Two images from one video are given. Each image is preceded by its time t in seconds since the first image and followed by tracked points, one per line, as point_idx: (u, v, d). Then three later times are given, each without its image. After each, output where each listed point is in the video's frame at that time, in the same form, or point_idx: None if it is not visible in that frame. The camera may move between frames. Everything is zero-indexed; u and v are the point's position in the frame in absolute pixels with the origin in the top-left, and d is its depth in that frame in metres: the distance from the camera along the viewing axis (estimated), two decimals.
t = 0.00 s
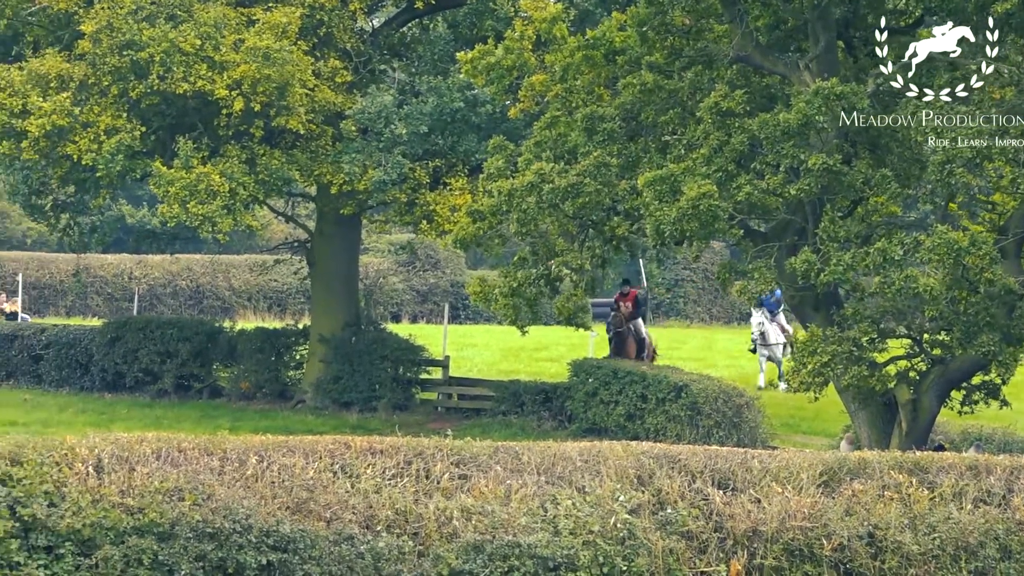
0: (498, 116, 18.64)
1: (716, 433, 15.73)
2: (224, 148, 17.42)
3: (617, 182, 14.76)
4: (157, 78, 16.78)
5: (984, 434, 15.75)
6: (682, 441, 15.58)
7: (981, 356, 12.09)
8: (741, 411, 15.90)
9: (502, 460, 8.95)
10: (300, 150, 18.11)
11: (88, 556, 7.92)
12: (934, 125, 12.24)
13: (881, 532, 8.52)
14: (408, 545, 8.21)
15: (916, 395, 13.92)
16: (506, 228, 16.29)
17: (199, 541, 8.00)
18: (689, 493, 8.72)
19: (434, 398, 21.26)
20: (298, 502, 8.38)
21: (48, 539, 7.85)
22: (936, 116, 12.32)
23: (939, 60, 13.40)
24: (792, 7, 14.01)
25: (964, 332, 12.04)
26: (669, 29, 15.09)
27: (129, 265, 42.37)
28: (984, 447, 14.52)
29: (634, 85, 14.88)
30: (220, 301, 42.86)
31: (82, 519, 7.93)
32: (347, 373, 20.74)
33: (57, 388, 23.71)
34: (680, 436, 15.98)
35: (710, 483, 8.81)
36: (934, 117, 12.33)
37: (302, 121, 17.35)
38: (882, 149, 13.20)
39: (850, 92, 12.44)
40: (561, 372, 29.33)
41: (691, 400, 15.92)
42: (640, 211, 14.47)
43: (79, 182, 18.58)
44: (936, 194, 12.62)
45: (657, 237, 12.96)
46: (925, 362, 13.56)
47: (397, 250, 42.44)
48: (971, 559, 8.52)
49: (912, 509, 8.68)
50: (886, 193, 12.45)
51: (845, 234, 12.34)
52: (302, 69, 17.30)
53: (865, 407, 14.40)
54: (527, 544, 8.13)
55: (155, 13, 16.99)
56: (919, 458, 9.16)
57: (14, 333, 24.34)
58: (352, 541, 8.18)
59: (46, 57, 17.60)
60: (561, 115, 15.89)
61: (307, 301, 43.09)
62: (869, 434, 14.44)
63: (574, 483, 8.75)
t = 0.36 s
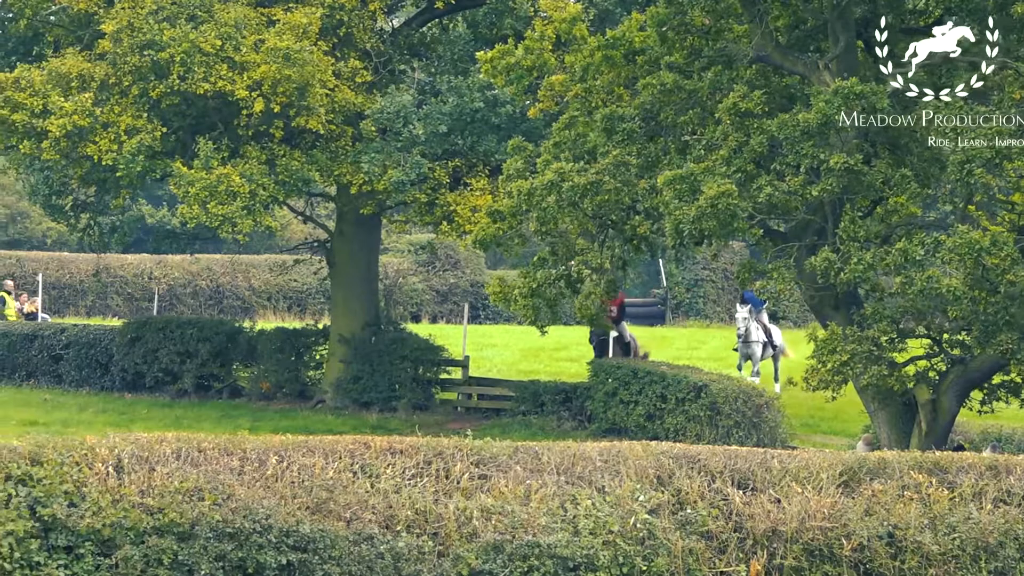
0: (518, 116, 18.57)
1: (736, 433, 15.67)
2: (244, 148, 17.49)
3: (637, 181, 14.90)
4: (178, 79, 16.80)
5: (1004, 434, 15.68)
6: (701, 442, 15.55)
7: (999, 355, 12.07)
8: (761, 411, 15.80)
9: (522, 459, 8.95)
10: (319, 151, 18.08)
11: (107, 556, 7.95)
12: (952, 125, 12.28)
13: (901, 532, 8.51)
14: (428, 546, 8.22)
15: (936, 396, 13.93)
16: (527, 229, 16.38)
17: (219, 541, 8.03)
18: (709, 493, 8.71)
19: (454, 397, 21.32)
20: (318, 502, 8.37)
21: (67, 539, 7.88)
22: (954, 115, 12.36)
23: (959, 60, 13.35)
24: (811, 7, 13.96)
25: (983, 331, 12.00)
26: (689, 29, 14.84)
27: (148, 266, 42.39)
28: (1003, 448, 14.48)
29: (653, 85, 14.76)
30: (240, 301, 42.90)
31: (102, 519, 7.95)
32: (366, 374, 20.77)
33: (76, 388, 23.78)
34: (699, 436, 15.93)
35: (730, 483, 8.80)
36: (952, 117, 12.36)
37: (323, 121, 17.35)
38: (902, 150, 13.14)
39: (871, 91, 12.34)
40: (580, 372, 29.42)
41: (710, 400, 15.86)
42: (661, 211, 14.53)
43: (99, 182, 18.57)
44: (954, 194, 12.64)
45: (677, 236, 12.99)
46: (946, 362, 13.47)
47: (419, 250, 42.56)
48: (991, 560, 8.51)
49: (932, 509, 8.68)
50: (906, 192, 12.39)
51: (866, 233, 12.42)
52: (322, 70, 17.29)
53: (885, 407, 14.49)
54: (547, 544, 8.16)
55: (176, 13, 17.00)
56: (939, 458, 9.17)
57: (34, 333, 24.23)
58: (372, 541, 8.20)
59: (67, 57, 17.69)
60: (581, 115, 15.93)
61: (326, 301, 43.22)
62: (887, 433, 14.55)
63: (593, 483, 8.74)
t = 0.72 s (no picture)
0: (532, 115, 18.51)
1: (750, 433, 15.62)
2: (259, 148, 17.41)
3: (652, 181, 14.80)
4: (193, 78, 16.83)
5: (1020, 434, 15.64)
6: (715, 442, 15.48)
7: (1015, 356, 12.08)
8: (775, 411, 15.91)
9: (536, 459, 8.95)
10: (334, 151, 18.05)
11: (122, 556, 7.95)
12: (967, 125, 12.18)
13: (916, 532, 8.51)
14: (442, 546, 8.21)
15: (951, 395, 13.88)
16: (542, 229, 16.40)
17: (234, 541, 8.02)
18: (723, 493, 8.71)
19: (468, 398, 21.21)
20: (332, 502, 8.37)
21: (82, 539, 7.89)
22: (969, 116, 12.23)
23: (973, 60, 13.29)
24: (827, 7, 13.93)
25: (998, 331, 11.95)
26: (702, 29, 14.83)
27: (165, 266, 42.48)
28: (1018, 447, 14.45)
29: (668, 86, 14.79)
30: (255, 301, 43.03)
31: (117, 518, 7.94)
32: (381, 375, 20.71)
33: (91, 387, 23.73)
34: (714, 436, 15.88)
35: (745, 483, 8.81)
36: (966, 118, 12.26)
37: (337, 122, 17.25)
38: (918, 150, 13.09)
39: (886, 91, 12.27)
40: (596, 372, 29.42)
41: (725, 399, 15.82)
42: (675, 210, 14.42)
43: (115, 182, 18.69)
44: (969, 194, 12.57)
45: (691, 234, 12.96)
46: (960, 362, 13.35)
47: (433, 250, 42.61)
48: (1005, 559, 8.50)
49: (946, 509, 8.68)
50: (920, 193, 12.36)
51: (879, 233, 12.45)
52: (337, 70, 17.24)
53: (900, 407, 14.53)
54: (562, 544, 8.13)
55: (191, 14, 17.15)
56: (953, 458, 9.20)
57: (48, 332, 24.10)
58: (386, 541, 8.17)
59: (81, 57, 17.70)
60: (595, 114, 15.88)
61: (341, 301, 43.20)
62: (903, 432, 14.57)
63: (608, 483, 8.74)
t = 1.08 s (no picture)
0: (544, 115, 18.40)
1: (762, 432, 15.59)
2: (272, 147, 17.40)
3: (664, 181, 14.84)
4: (205, 78, 16.88)
5: None
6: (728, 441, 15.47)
7: None
8: (787, 411, 15.82)
9: (549, 459, 8.95)
10: (346, 151, 18.04)
11: (134, 556, 7.92)
12: (980, 125, 12.11)
13: (928, 532, 8.50)
14: (454, 545, 8.20)
15: (963, 395, 13.89)
16: (553, 228, 16.26)
17: (247, 541, 8.02)
18: (736, 493, 8.72)
19: (480, 398, 21.19)
20: (344, 502, 8.36)
21: (94, 539, 7.87)
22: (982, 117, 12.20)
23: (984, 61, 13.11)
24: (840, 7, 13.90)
25: (1010, 331, 11.94)
26: (715, 29, 14.84)
27: (177, 266, 42.57)
28: None
29: (680, 86, 14.86)
30: (267, 301, 43.15)
31: (129, 518, 7.93)
32: (394, 375, 20.71)
33: (103, 387, 23.74)
34: (726, 435, 15.87)
35: (757, 483, 8.82)
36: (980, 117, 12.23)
37: (350, 122, 17.23)
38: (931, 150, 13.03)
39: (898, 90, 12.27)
40: (609, 372, 29.42)
41: (737, 399, 15.80)
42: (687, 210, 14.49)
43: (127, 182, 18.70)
44: (982, 194, 12.58)
45: (704, 235, 13.00)
46: (972, 362, 13.40)
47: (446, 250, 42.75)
48: (1018, 559, 8.50)
49: (959, 509, 8.67)
50: (932, 193, 12.36)
51: (892, 233, 12.40)
52: (350, 70, 17.23)
53: (911, 407, 14.48)
54: (574, 544, 8.12)
55: (204, 14, 17.22)
56: (965, 458, 9.20)
57: (61, 332, 24.14)
58: (399, 541, 8.17)
59: (94, 56, 17.76)
60: (608, 114, 15.86)
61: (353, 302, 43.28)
62: (915, 432, 14.55)
63: (620, 483, 8.74)
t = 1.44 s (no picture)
0: (561, 115, 18.52)
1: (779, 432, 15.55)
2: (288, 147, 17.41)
3: (681, 180, 14.85)
4: (222, 78, 16.87)
5: None
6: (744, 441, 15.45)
7: None
8: (804, 411, 15.84)
9: (566, 459, 8.96)
10: (363, 150, 18.04)
11: (151, 556, 7.90)
12: (997, 126, 12.06)
13: (945, 532, 8.49)
14: (472, 545, 8.20)
15: (980, 395, 13.88)
16: (569, 227, 16.22)
17: (264, 540, 8.01)
18: (753, 493, 8.71)
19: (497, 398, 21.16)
20: (362, 502, 8.35)
21: (111, 539, 7.86)
22: (1002, 117, 12.12)
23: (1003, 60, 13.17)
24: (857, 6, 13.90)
25: None
26: (733, 28, 14.80)
27: (194, 265, 42.58)
28: None
29: (697, 85, 14.89)
30: (284, 301, 43.06)
31: (147, 518, 7.92)
32: (410, 374, 20.68)
33: (121, 387, 23.70)
34: (743, 435, 15.85)
35: (774, 483, 8.82)
36: (996, 118, 12.14)
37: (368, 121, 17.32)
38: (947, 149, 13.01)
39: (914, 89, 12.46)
40: (625, 371, 29.44)
41: (754, 399, 15.77)
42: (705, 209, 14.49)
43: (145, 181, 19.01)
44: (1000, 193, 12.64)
45: (721, 235, 13.02)
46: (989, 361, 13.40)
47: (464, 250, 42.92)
48: None
49: (977, 509, 8.68)
50: (949, 192, 12.35)
51: (909, 233, 12.41)
52: (367, 70, 17.23)
53: (928, 407, 14.46)
54: (592, 543, 8.11)
55: (221, 13, 17.15)
56: (983, 458, 9.19)
57: (78, 332, 24.06)
58: (416, 540, 8.16)
59: (111, 57, 17.79)
60: (624, 114, 15.83)
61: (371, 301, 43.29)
62: (932, 432, 14.53)
63: (638, 482, 8.74)
